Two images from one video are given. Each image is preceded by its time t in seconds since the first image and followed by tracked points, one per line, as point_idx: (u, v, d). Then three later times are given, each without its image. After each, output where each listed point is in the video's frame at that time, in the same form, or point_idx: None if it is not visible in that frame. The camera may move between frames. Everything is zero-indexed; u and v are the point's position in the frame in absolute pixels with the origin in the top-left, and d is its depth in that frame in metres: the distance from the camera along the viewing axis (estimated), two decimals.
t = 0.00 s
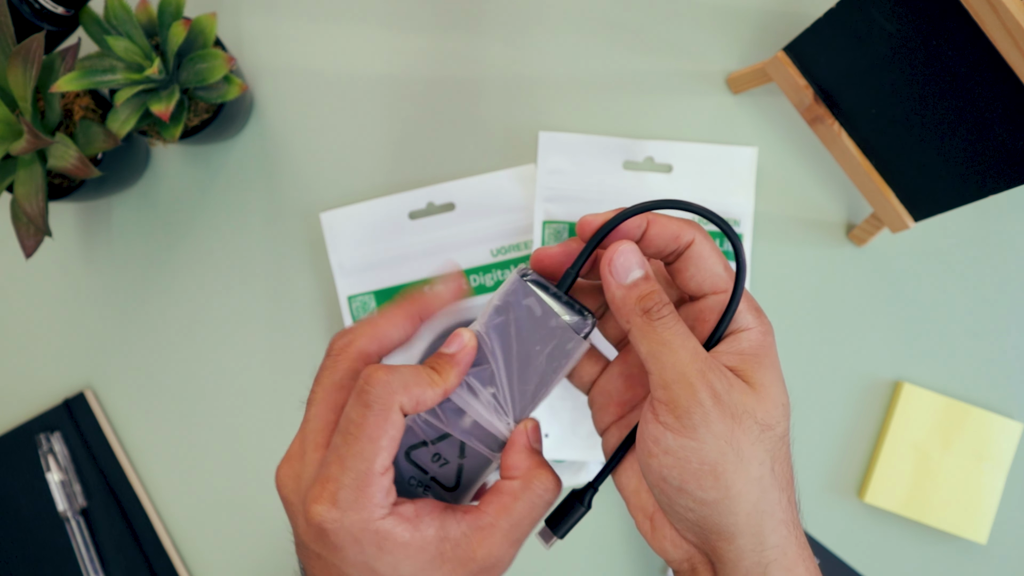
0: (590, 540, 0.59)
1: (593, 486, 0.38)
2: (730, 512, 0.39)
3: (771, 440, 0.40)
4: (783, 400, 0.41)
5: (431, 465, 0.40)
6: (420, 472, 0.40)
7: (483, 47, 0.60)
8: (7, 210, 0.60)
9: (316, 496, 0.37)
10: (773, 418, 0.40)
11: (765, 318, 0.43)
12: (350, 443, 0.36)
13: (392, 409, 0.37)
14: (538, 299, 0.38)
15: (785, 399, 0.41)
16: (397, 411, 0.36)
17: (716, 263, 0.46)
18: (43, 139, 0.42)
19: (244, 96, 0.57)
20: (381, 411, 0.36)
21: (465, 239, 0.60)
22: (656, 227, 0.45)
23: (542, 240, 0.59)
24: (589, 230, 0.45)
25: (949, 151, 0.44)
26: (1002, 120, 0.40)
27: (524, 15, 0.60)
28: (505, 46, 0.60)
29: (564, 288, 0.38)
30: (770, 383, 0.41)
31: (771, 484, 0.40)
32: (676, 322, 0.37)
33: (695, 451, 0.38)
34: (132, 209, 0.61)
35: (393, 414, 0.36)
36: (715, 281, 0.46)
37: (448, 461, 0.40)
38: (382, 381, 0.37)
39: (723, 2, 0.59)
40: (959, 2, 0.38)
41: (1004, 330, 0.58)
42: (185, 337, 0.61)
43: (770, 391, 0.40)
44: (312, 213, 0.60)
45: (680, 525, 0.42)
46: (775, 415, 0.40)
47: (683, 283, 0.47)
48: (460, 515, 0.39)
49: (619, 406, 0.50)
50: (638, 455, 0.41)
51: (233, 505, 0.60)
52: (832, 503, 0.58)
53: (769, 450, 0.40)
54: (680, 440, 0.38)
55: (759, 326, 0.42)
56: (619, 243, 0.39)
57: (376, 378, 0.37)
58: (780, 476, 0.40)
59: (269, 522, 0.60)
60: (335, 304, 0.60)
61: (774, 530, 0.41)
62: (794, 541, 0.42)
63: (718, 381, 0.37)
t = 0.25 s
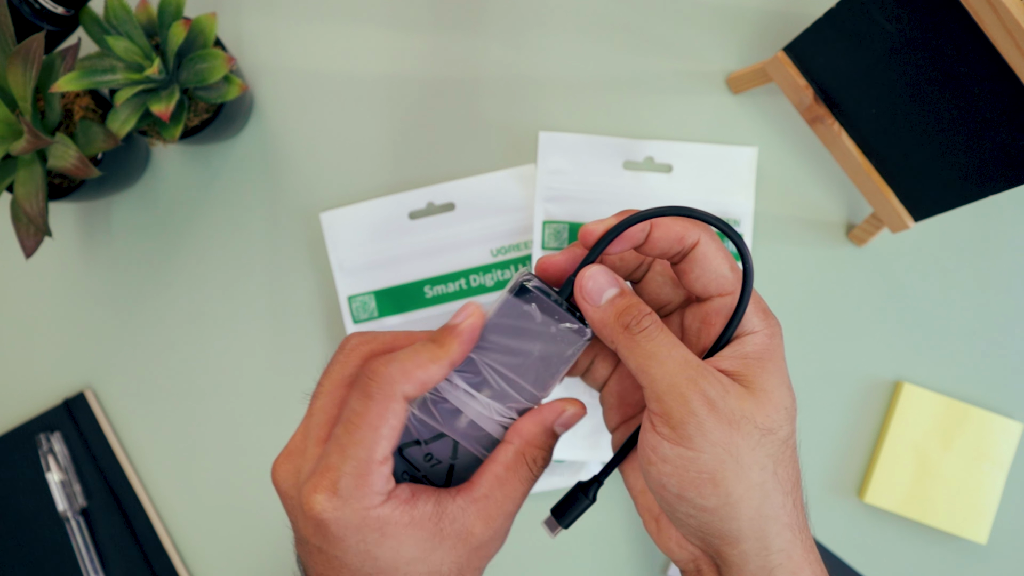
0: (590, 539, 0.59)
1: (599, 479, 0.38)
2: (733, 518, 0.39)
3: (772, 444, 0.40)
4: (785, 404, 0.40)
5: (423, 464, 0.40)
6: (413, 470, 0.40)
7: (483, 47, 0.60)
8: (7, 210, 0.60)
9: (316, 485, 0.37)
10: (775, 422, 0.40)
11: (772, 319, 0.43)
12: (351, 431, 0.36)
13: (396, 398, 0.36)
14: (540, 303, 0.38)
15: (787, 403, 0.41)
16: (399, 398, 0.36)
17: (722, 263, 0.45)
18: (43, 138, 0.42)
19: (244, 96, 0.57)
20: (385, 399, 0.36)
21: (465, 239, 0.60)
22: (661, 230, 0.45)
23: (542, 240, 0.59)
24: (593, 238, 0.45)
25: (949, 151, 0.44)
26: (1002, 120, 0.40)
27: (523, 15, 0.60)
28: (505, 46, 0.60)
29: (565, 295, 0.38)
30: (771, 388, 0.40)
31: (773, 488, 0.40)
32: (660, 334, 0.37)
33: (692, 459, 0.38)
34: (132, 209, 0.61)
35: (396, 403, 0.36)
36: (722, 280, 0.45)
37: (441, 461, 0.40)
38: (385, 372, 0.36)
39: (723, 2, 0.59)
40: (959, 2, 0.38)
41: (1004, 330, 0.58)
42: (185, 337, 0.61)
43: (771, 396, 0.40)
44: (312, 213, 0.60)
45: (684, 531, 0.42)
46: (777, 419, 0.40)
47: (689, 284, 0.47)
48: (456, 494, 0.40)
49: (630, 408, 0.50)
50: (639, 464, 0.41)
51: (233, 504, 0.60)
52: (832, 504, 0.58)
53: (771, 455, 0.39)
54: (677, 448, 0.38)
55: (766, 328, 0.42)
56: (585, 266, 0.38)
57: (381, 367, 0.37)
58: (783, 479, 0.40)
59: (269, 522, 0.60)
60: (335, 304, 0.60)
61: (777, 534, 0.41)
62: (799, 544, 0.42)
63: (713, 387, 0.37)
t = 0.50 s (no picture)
0: (590, 539, 0.59)
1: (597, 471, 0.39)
2: (726, 511, 0.40)
3: (769, 440, 0.39)
4: (785, 400, 0.40)
5: (437, 468, 0.40)
6: (427, 476, 0.40)
7: (483, 47, 0.60)
8: (7, 210, 0.60)
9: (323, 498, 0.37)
10: (773, 419, 0.40)
11: (776, 317, 0.43)
12: (352, 441, 0.36)
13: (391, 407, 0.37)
14: (546, 299, 0.37)
15: (787, 400, 0.40)
16: (393, 404, 0.36)
17: (728, 262, 0.45)
18: (43, 139, 0.42)
19: (244, 96, 0.57)
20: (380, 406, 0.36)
21: (465, 239, 0.60)
22: (667, 227, 0.45)
23: (542, 240, 0.59)
24: (598, 231, 0.45)
25: (949, 151, 0.44)
26: (1002, 120, 0.40)
27: (523, 15, 0.60)
28: (505, 46, 0.60)
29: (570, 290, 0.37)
30: (770, 384, 0.40)
31: (768, 483, 0.40)
32: (664, 327, 0.37)
33: (687, 451, 0.38)
34: (132, 209, 0.61)
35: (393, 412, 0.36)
36: (728, 279, 0.46)
37: (455, 464, 0.40)
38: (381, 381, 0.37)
39: (723, 2, 0.59)
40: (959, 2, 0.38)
41: (1004, 330, 0.58)
42: (185, 337, 0.61)
43: (770, 393, 0.40)
44: (312, 213, 0.60)
45: (679, 522, 0.42)
46: (775, 415, 0.40)
47: (695, 282, 0.47)
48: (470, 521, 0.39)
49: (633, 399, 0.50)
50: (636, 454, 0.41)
51: (233, 505, 0.60)
52: (832, 503, 0.58)
53: (768, 451, 0.39)
54: (673, 440, 0.38)
55: (771, 326, 0.42)
56: (596, 254, 0.38)
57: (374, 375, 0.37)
58: (779, 475, 0.40)
59: (269, 522, 0.60)
60: (335, 304, 0.60)
61: (771, 529, 0.41)
62: (794, 539, 0.42)
63: (712, 383, 0.37)
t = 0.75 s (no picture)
0: (589, 539, 0.59)
1: (610, 466, 0.40)
2: (720, 513, 0.39)
3: (769, 446, 0.39)
4: (787, 408, 0.40)
5: (418, 470, 0.39)
6: (408, 473, 0.39)
7: (483, 47, 0.60)
8: (8, 210, 0.60)
9: (306, 478, 0.37)
10: (775, 425, 0.40)
11: (792, 322, 0.43)
12: (344, 423, 0.37)
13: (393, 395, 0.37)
14: (543, 313, 0.37)
15: (791, 407, 0.41)
16: (391, 394, 0.37)
17: (737, 273, 0.45)
18: (43, 139, 0.42)
19: (244, 96, 0.57)
20: (381, 395, 0.37)
21: (465, 239, 0.60)
22: (672, 242, 0.45)
23: (542, 240, 0.59)
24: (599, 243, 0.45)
25: (949, 151, 0.44)
26: (1002, 121, 0.40)
27: (523, 15, 0.60)
28: (505, 46, 0.60)
29: (569, 306, 0.38)
30: (774, 391, 0.40)
31: (766, 488, 0.40)
32: (665, 331, 0.36)
33: (684, 454, 0.38)
34: (132, 209, 0.61)
35: (391, 401, 0.37)
36: (739, 288, 0.45)
37: (436, 466, 0.39)
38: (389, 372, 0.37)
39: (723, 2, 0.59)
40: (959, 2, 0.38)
41: (1004, 330, 0.58)
42: (186, 337, 0.61)
43: (773, 399, 0.40)
44: (312, 213, 0.60)
45: (672, 520, 0.42)
46: (777, 422, 0.40)
47: (706, 295, 0.47)
48: (445, 496, 0.39)
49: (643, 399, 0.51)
50: (635, 450, 0.42)
51: (233, 505, 0.60)
52: (832, 503, 0.58)
53: (767, 456, 0.39)
54: (670, 441, 0.38)
55: (785, 332, 0.43)
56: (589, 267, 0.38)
57: (383, 364, 0.37)
58: (777, 481, 0.40)
59: (269, 522, 0.60)
60: (335, 304, 0.60)
61: (767, 533, 0.41)
62: (789, 544, 0.42)
63: (712, 388, 0.37)
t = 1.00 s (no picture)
0: (589, 539, 0.59)
1: (608, 458, 0.39)
2: (723, 506, 0.40)
3: (773, 440, 0.40)
4: (792, 401, 0.40)
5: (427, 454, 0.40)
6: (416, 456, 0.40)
7: (483, 47, 0.60)
8: (7, 210, 0.60)
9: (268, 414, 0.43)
10: (780, 419, 0.40)
11: (801, 318, 0.43)
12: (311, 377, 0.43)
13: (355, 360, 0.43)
14: (551, 302, 0.35)
15: (798, 401, 0.41)
16: (356, 356, 0.43)
17: (747, 264, 0.45)
18: (43, 139, 0.42)
19: (244, 96, 0.57)
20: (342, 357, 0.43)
21: (465, 239, 0.60)
22: (681, 234, 0.45)
23: (542, 240, 0.59)
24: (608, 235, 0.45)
25: (949, 151, 0.44)
26: (1002, 120, 0.40)
27: (523, 15, 0.60)
28: (505, 46, 0.60)
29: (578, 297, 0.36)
30: (780, 385, 0.40)
31: (769, 482, 0.40)
32: (672, 322, 0.36)
33: (688, 444, 0.38)
34: (132, 209, 0.61)
35: (351, 362, 0.43)
36: (749, 281, 0.45)
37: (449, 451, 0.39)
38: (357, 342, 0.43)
39: (723, 2, 0.59)
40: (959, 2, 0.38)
41: (1004, 330, 0.58)
42: (186, 337, 0.61)
43: (779, 393, 0.40)
44: (312, 213, 0.60)
45: (675, 513, 0.43)
46: (783, 416, 0.40)
47: (716, 288, 0.47)
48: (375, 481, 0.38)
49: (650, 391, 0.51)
50: (640, 441, 0.42)
51: (233, 505, 0.60)
52: (832, 503, 0.58)
53: (771, 450, 0.39)
54: (675, 431, 0.39)
55: (793, 327, 0.43)
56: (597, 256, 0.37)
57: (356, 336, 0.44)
58: (781, 476, 0.40)
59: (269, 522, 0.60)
60: (335, 304, 0.60)
61: (770, 528, 0.41)
62: (792, 542, 0.42)
63: (717, 380, 0.37)
